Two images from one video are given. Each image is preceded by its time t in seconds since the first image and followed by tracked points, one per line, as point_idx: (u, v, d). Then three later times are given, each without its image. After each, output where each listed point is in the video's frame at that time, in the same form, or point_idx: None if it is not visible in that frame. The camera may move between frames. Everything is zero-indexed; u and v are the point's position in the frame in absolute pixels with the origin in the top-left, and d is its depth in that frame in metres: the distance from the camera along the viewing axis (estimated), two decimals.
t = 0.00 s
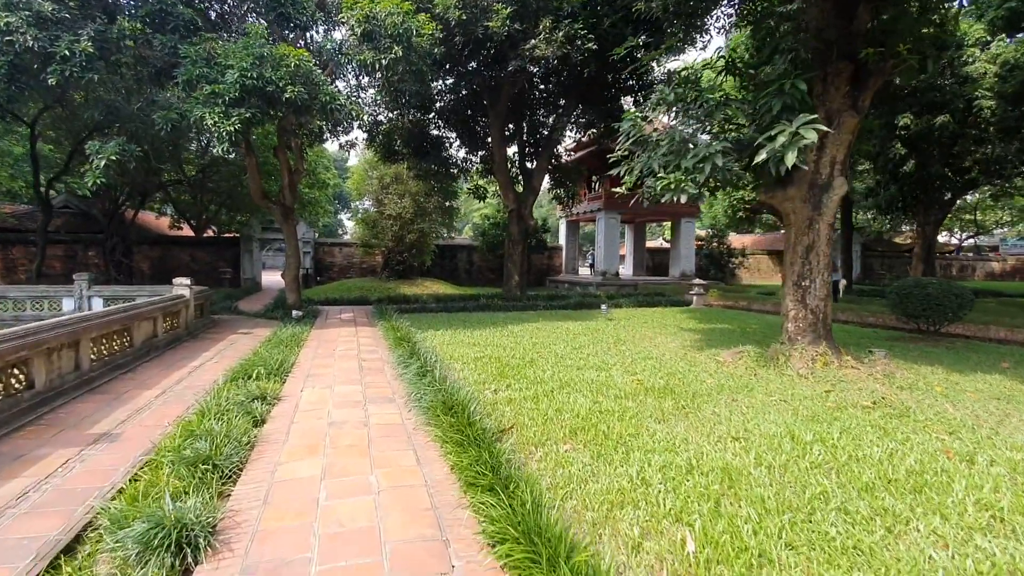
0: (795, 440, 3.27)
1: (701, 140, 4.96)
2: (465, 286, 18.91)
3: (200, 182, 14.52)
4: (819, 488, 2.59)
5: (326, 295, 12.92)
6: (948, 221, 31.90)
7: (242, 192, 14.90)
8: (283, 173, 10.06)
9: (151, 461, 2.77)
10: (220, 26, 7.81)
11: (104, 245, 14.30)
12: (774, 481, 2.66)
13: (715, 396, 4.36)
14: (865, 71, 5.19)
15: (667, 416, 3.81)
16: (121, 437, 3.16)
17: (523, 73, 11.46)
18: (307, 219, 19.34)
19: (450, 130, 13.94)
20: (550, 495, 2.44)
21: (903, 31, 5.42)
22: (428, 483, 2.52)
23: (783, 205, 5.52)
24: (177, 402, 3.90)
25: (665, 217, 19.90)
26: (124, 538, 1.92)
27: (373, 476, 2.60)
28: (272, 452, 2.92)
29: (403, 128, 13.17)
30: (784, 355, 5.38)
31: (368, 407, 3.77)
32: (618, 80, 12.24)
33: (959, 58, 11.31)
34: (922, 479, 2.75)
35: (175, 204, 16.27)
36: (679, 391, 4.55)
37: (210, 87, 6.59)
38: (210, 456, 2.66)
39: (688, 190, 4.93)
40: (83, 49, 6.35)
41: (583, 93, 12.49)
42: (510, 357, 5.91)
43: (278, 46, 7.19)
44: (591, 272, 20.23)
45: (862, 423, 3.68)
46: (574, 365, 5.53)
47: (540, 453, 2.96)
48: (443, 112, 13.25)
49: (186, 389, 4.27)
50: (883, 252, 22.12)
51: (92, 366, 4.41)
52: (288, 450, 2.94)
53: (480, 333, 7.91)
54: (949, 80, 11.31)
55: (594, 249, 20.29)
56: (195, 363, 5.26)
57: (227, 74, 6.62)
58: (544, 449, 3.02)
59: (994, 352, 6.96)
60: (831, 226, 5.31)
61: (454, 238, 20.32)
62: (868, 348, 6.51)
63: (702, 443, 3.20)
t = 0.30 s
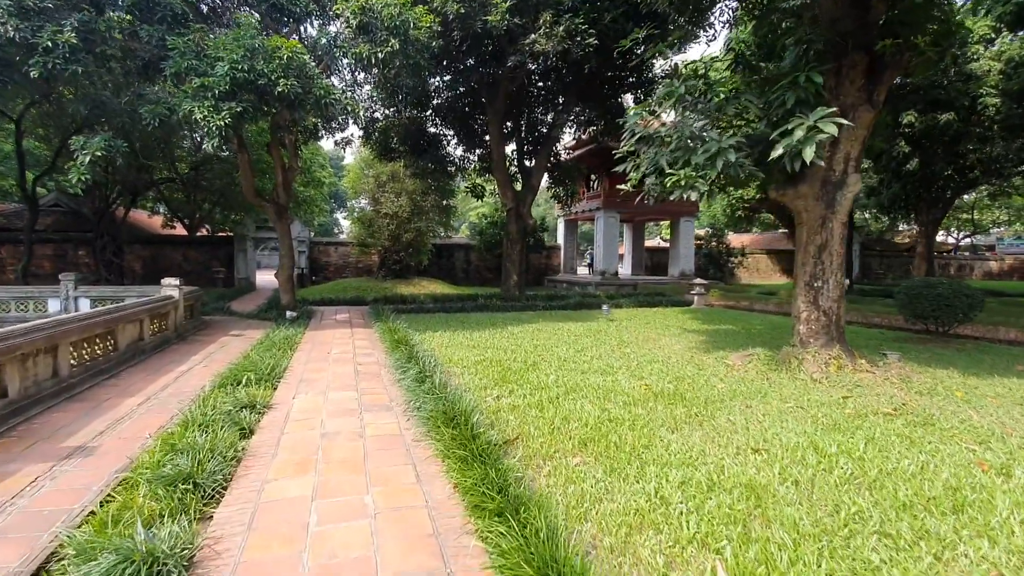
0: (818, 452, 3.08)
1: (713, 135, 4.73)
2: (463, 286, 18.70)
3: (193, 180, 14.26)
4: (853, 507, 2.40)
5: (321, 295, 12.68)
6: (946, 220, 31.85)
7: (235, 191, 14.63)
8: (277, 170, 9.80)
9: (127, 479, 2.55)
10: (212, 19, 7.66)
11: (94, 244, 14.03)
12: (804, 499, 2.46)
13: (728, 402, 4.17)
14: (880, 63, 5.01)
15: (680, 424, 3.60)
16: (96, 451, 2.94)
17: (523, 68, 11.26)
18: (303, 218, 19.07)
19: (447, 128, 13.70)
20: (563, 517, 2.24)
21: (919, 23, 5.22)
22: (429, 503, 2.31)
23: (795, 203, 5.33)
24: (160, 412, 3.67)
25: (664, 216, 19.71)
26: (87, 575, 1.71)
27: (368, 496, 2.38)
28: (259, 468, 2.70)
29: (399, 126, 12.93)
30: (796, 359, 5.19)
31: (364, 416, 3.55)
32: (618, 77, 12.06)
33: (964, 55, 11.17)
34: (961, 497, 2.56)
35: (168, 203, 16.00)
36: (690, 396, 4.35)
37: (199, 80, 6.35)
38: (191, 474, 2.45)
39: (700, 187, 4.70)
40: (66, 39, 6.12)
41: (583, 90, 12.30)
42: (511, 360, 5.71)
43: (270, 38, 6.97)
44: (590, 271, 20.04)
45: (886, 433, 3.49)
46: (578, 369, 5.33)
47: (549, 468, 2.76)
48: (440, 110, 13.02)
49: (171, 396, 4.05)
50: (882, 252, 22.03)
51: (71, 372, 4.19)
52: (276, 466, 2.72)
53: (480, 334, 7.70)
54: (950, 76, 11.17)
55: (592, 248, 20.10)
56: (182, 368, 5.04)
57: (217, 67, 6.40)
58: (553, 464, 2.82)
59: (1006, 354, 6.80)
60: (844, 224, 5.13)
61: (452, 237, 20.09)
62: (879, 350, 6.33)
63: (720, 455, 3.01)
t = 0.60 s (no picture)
0: (848, 465, 2.86)
1: (728, 127, 4.49)
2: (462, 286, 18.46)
3: (188, 177, 14.05)
4: (898, 530, 2.17)
5: (318, 295, 12.44)
6: (947, 221, 31.69)
7: (231, 188, 14.38)
8: (271, 166, 9.55)
9: (97, 497, 2.32)
10: (205, 11, 7.61)
11: (86, 242, 13.79)
12: (841, 521, 2.24)
13: (744, 409, 3.96)
14: (901, 53, 4.79)
15: (696, 433, 3.38)
16: (67, 465, 2.71)
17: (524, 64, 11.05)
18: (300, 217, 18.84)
19: (446, 125, 13.48)
20: (578, 542, 2.02)
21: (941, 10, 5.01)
22: (429, 526, 2.08)
23: (810, 200, 5.12)
24: (141, 420, 3.45)
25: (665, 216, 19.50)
26: None
27: (363, 518, 2.16)
28: (243, 486, 2.46)
29: (397, 123, 12.72)
30: (811, 362, 4.98)
31: (360, 424, 3.32)
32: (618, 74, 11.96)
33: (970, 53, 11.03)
34: (1011, 516, 2.34)
35: (162, 201, 15.77)
36: (703, 402, 4.15)
37: (189, 71, 6.17)
38: (167, 492, 2.22)
39: (714, 182, 4.44)
40: (48, 28, 5.99)
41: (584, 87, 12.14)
42: (514, 363, 5.48)
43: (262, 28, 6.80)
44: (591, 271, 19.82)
45: (917, 442, 3.27)
46: (584, 372, 5.12)
47: (559, 484, 2.53)
48: (439, 107, 12.80)
49: (154, 403, 3.83)
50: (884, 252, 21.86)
51: (48, 376, 3.98)
52: (262, 482, 2.48)
53: (481, 336, 7.47)
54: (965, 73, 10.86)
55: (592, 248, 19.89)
56: (170, 372, 4.81)
57: (208, 56, 6.24)
58: (563, 479, 2.59)
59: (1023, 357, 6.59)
60: (861, 222, 4.93)
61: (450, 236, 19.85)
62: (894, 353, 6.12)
63: (743, 468, 2.78)
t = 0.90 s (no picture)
0: (881, 486, 2.67)
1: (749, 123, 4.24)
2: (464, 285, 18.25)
3: (188, 172, 13.91)
4: (948, 563, 1.97)
5: (318, 294, 12.26)
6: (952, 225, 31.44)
7: (231, 184, 14.22)
8: (271, 163, 9.37)
9: (71, 517, 2.14)
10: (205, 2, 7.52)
11: (84, 237, 13.63)
12: (883, 552, 2.04)
13: (762, 420, 3.76)
14: (925, 49, 4.52)
15: (715, 448, 3.18)
16: (41, 478, 2.53)
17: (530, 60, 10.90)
18: (301, 214, 18.67)
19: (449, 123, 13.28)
20: None
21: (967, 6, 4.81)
22: (432, 554, 1.88)
23: (829, 202, 4.92)
24: (126, 428, 3.26)
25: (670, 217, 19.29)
26: None
27: (360, 544, 1.95)
28: (230, 504, 2.26)
29: (399, 120, 12.55)
30: (830, 370, 4.77)
31: (358, 433, 3.11)
32: (625, 73, 11.89)
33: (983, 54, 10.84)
34: None
35: (161, 197, 15.62)
36: (719, 412, 3.95)
37: (185, 62, 6.12)
38: (145, 513, 2.03)
39: (733, 181, 4.18)
40: (40, 14, 5.92)
41: (589, 85, 12.00)
42: (519, 368, 5.29)
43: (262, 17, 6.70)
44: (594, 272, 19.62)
45: (952, 459, 3.07)
46: (592, 378, 4.92)
47: (573, 505, 2.33)
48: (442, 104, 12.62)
49: (142, 409, 3.64)
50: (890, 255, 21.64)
51: (31, 379, 3.79)
52: (250, 501, 2.28)
53: (483, 338, 7.27)
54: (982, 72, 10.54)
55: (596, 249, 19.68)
56: (161, 375, 4.62)
57: (205, 46, 6.17)
58: (577, 499, 2.39)
59: None
60: (883, 225, 4.73)
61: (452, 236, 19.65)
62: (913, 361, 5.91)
63: (770, 488, 2.58)
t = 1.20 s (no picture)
0: (922, 501, 2.48)
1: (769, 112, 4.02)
2: (464, 283, 18.05)
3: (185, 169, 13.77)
4: None
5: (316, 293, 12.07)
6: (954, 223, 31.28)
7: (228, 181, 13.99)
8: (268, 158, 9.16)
9: (44, 538, 1.94)
10: None
11: (79, 235, 13.41)
12: None
13: (783, 426, 3.57)
14: (951, 36, 4.32)
15: (739, 456, 2.99)
16: (16, 493, 2.33)
17: (532, 54, 10.72)
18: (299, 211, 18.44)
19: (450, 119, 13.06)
20: None
21: None
22: None
23: (848, 197, 4.74)
24: (111, 436, 3.06)
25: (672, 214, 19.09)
26: None
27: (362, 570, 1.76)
28: (219, 523, 2.07)
29: (399, 115, 12.33)
30: (848, 372, 4.59)
31: (358, 441, 2.92)
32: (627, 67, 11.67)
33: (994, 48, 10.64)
34: None
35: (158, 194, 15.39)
36: (737, 416, 3.77)
37: (177, 51, 6.00)
38: (125, 535, 1.83)
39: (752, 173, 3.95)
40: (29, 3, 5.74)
41: (591, 80, 11.79)
42: (524, 369, 5.10)
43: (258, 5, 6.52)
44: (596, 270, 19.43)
45: (992, 469, 2.89)
46: (601, 380, 4.73)
47: (595, 524, 2.14)
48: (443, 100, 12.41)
49: (129, 415, 3.44)
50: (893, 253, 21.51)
51: (14, 382, 3.60)
52: (240, 521, 2.07)
53: (486, 337, 7.08)
54: (992, 66, 10.36)
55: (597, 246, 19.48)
56: (152, 377, 4.43)
57: (199, 34, 6.02)
58: (597, 516, 2.20)
59: None
60: (904, 221, 4.54)
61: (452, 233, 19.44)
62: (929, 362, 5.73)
63: (804, 503, 2.39)
